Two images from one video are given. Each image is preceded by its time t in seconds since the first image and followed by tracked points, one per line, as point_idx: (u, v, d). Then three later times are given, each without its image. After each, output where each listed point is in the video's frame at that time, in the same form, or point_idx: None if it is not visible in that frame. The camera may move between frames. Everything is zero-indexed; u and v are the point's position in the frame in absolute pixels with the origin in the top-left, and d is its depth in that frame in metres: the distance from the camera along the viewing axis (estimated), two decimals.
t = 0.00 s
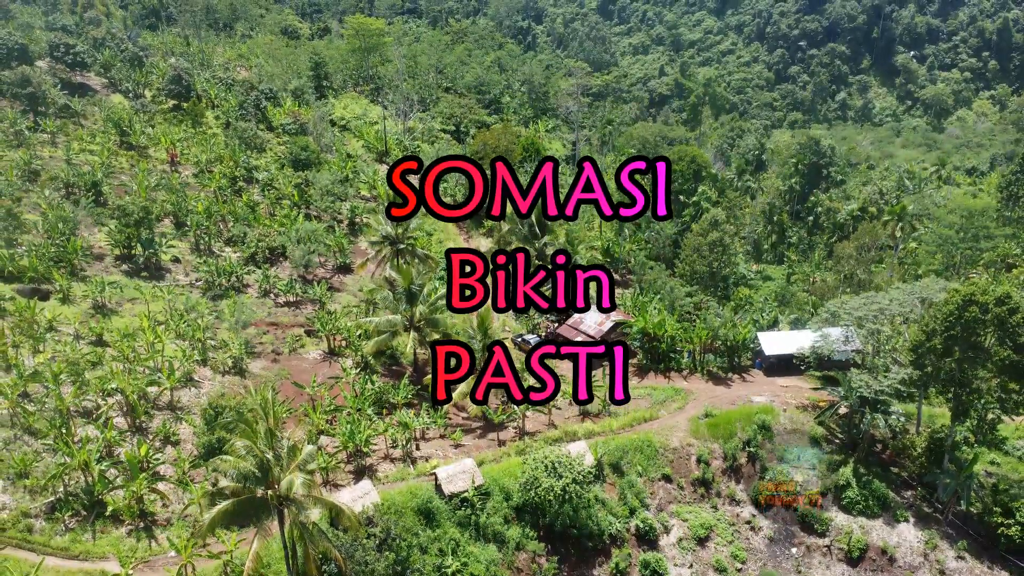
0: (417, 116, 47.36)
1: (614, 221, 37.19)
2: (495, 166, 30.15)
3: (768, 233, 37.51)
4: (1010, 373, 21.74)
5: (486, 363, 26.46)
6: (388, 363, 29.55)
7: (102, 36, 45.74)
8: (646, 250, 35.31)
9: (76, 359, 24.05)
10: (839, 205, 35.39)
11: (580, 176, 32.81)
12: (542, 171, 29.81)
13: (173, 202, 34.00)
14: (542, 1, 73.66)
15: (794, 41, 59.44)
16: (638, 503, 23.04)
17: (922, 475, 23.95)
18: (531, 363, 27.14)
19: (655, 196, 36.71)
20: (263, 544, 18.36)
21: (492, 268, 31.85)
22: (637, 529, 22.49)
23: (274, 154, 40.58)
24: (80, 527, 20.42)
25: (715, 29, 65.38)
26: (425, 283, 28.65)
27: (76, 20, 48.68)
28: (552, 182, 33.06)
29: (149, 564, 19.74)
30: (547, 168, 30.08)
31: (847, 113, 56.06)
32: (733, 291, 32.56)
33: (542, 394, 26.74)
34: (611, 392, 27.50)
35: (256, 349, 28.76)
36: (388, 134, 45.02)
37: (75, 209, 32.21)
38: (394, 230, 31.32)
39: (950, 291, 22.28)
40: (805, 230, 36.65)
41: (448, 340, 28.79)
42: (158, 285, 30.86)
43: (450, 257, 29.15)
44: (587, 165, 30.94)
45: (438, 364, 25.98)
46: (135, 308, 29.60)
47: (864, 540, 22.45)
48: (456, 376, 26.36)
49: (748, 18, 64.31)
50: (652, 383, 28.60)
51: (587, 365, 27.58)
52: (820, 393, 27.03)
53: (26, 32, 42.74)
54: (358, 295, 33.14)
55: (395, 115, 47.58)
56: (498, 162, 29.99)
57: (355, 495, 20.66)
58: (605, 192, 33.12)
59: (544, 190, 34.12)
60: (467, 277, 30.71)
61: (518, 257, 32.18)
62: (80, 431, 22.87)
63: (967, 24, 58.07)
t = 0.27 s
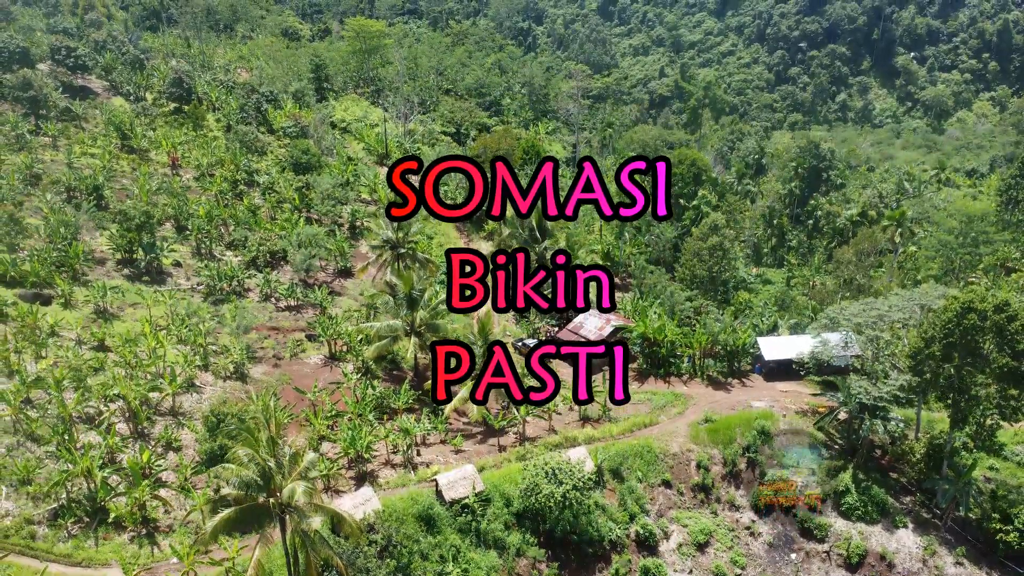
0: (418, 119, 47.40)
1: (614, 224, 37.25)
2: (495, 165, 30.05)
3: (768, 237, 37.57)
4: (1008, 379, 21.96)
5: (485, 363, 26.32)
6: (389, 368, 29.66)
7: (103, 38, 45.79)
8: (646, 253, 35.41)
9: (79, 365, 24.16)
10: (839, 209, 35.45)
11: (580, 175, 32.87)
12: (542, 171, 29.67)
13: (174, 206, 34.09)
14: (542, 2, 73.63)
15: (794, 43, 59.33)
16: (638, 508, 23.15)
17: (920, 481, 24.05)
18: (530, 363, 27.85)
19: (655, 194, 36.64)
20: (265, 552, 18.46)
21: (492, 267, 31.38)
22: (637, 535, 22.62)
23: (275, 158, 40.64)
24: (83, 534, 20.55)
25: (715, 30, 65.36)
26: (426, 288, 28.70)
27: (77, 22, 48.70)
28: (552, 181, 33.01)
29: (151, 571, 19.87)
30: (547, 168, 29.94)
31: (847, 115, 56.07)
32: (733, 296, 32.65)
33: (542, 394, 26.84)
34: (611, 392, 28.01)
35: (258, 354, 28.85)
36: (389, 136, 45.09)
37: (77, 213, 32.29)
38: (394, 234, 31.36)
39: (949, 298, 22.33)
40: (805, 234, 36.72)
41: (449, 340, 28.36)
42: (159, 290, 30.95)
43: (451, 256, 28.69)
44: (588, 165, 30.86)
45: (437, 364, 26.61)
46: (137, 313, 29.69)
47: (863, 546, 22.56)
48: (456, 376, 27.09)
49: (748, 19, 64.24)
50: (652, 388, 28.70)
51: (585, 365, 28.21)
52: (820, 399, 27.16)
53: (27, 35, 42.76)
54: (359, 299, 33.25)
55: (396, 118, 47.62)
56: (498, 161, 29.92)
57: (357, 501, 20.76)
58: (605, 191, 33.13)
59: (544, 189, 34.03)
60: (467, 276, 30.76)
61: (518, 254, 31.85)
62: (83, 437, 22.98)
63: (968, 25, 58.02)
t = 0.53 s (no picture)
0: (418, 121, 47.45)
1: (614, 228, 37.32)
2: (496, 165, 30.46)
3: (768, 240, 37.65)
4: (1006, 386, 22.06)
5: (485, 363, 25.99)
6: (390, 372, 29.75)
7: (104, 40, 45.85)
8: (646, 257, 35.49)
9: (81, 371, 24.25)
10: (839, 213, 35.53)
11: (581, 175, 32.94)
12: (542, 171, 30.13)
13: (175, 210, 34.19)
14: (542, 2, 73.61)
15: (794, 44, 59.39)
16: (638, 514, 23.25)
17: (919, 487, 24.15)
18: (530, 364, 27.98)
19: (655, 193, 36.68)
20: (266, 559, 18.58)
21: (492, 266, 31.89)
22: (637, 540, 22.73)
23: (276, 161, 40.71)
24: (86, 540, 20.65)
25: (715, 31, 65.35)
26: (426, 293, 28.78)
27: (77, 25, 48.75)
28: (551, 180, 33.31)
29: None
30: (547, 168, 30.40)
31: (847, 116, 56.08)
32: (733, 299, 32.75)
33: (542, 394, 26.87)
34: (611, 392, 28.42)
35: (259, 359, 28.94)
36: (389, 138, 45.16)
37: (78, 217, 32.36)
38: (395, 238, 31.44)
39: (948, 305, 22.40)
40: (805, 237, 36.78)
41: (449, 340, 28.64)
42: (161, 294, 31.03)
43: (450, 255, 29.25)
44: (587, 164, 31.15)
45: (438, 364, 26.70)
46: (139, 317, 29.76)
47: (862, 552, 22.65)
48: (456, 376, 27.12)
49: (748, 19, 64.21)
50: (652, 393, 28.78)
51: (585, 366, 28.52)
52: (819, 404, 27.27)
53: (28, 38, 42.81)
54: (360, 303, 33.35)
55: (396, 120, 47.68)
56: (499, 161, 30.40)
57: (358, 508, 20.86)
58: (605, 191, 33.22)
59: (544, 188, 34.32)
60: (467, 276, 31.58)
61: (518, 255, 31.85)
62: (85, 443, 23.07)
63: (967, 26, 58.01)
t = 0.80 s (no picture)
0: (419, 123, 47.49)
1: (614, 231, 37.38)
2: (495, 165, 30.82)
3: (767, 243, 37.71)
4: (1005, 393, 22.14)
5: (485, 363, 26.14)
6: (391, 377, 29.84)
7: (105, 43, 45.92)
8: (646, 260, 35.56)
9: (83, 377, 24.33)
10: (839, 217, 35.58)
11: (580, 175, 33.04)
12: (542, 171, 30.52)
13: (177, 214, 34.30)
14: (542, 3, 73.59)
15: (794, 45, 59.39)
16: (638, 520, 23.36)
17: (918, 492, 24.25)
18: (531, 365, 27.96)
19: (655, 194, 36.83)
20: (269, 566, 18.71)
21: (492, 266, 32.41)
22: (637, 546, 22.85)
23: (277, 164, 40.76)
24: (88, 546, 20.75)
25: (715, 31, 65.32)
26: (427, 298, 28.87)
27: (79, 27, 48.81)
28: (551, 180, 33.61)
29: None
30: (547, 168, 30.80)
31: (847, 117, 56.08)
32: (733, 303, 32.83)
33: (542, 394, 27.00)
34: (611, 392, 28.63)
35: (260, 363, 29.03)
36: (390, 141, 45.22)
37: (80, 221, 32.44)
38: (395, 242, 31.51)
39: (947, 312, 22.48)
40: (805, 240, 36.84)
41: (447, 339, 28.70)
42: (162, 299, 31.10)
43: (450, 257, 29.63)
44: (586, 165, 31.43)
45: (438, 364, 27.04)
46: (140, 322, 29.85)
47: (861, 557, 22.80)
48: (456, 376, 27.37)
49: (748, 20, 64.18)
50: (652, 398, 28.88)
51: (585, 366, 28.86)
52: (819, 409, 27.33)
53: (29, 40, 42.89)
54: (360, 307, 33.43)
55: (397, 122, 47.72)
56: (499, 161, 30.56)
57: (360, 514, 20.99)
58: (605, 192, 33.43)
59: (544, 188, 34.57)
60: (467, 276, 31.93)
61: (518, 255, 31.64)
62: (87, 449, 23.17)
63: (968, 28, 57.98)
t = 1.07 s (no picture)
0: (419, 125, 47.53)
1: (614, 235, 37.43)
2: (496, 165, 31.08)
3: (767, 246, 37.76)
4: (1003, 399, 22.28)
5: (485, 363, 25.95)
6: (392, 381, 29.94)
7: (106, 45, 45.97)
8: (646, 264, 35.64)
9: (86, 384, 24.40)
10: (838, 221, 35.66)
11: (581, 175, 33.18)
12: (542, 171, 30.80)
13: (178, 217, 34.38)
14: (542, 4, 73.56)
15: (795, 46, 59.34)
16: (638, 525, 23.47)
17: (917, 498, 24.35)
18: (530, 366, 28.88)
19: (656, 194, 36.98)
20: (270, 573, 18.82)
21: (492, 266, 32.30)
22: (637, 552, 22.96)
23: (278, 167, 40.81)
24: (91, 553, 20.85)
25: (716, 32, 65.25)
26: (428, 303, 28.93)
27: (80, 29, 48.85)
28: (551, 180, 33.86)
29: None
30: (547, 168, 31.11)
31: (847, 118, 56.07)
32: (733, 307, 32.92)
33: (542, 394, 27.75)
34: (611, 392, 29.21)
35: (261, 368, 29.11)
36: (390, 143, 45.30)
37: (81, 225, 32.50)
38: (396, 246, 31.67)
39: (946, 318, 22.57)
40: (805, 243, 36.90)
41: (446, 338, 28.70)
42: (164, 303, 31.16)
43: (451, 257, 29.46)
44: (586, 165, 31.70)
45: (438, 364, 26.97)
46: (142, 326, 29.91)
47: (860, 563, 22.92)
48: (455, 376, 27.24)
49: (749, 22, 64.11)
50: (652, 402, 29.00)
51: (586, 365, 29.19)
52: (819, 414, 27.43)
53: (31, 43, 42.95)
54: (361, 311, 33.53)
55: (397, 125, 47.76)
56: (499, 161, 30.78)
57: (361, 520, 21.07)
58: (605, 192, 33.67)
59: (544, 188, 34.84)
60: (467, 276, 31.81)
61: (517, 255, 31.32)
62: (89, 456, 23.26)
63: (968, 28, 57.95)
